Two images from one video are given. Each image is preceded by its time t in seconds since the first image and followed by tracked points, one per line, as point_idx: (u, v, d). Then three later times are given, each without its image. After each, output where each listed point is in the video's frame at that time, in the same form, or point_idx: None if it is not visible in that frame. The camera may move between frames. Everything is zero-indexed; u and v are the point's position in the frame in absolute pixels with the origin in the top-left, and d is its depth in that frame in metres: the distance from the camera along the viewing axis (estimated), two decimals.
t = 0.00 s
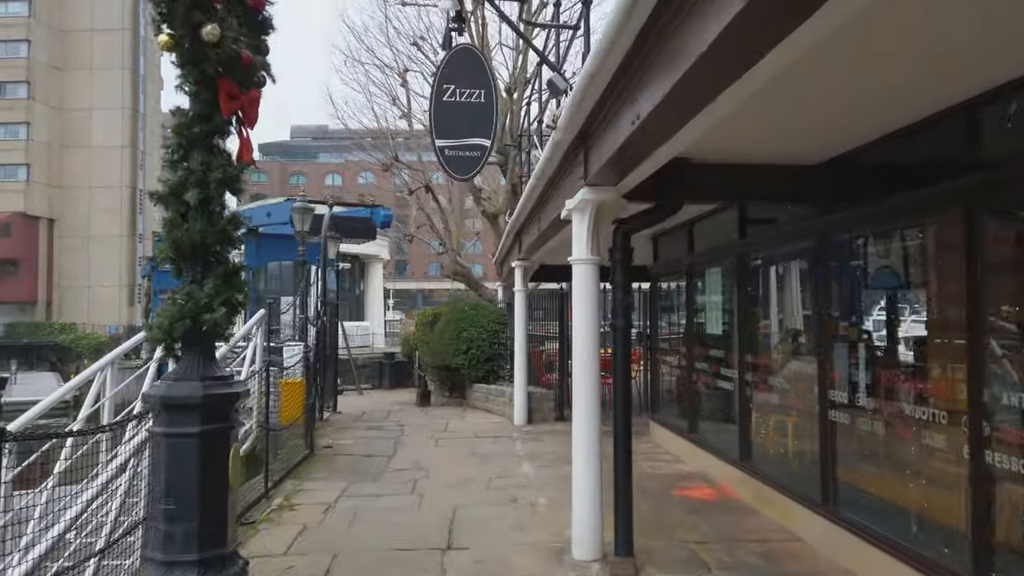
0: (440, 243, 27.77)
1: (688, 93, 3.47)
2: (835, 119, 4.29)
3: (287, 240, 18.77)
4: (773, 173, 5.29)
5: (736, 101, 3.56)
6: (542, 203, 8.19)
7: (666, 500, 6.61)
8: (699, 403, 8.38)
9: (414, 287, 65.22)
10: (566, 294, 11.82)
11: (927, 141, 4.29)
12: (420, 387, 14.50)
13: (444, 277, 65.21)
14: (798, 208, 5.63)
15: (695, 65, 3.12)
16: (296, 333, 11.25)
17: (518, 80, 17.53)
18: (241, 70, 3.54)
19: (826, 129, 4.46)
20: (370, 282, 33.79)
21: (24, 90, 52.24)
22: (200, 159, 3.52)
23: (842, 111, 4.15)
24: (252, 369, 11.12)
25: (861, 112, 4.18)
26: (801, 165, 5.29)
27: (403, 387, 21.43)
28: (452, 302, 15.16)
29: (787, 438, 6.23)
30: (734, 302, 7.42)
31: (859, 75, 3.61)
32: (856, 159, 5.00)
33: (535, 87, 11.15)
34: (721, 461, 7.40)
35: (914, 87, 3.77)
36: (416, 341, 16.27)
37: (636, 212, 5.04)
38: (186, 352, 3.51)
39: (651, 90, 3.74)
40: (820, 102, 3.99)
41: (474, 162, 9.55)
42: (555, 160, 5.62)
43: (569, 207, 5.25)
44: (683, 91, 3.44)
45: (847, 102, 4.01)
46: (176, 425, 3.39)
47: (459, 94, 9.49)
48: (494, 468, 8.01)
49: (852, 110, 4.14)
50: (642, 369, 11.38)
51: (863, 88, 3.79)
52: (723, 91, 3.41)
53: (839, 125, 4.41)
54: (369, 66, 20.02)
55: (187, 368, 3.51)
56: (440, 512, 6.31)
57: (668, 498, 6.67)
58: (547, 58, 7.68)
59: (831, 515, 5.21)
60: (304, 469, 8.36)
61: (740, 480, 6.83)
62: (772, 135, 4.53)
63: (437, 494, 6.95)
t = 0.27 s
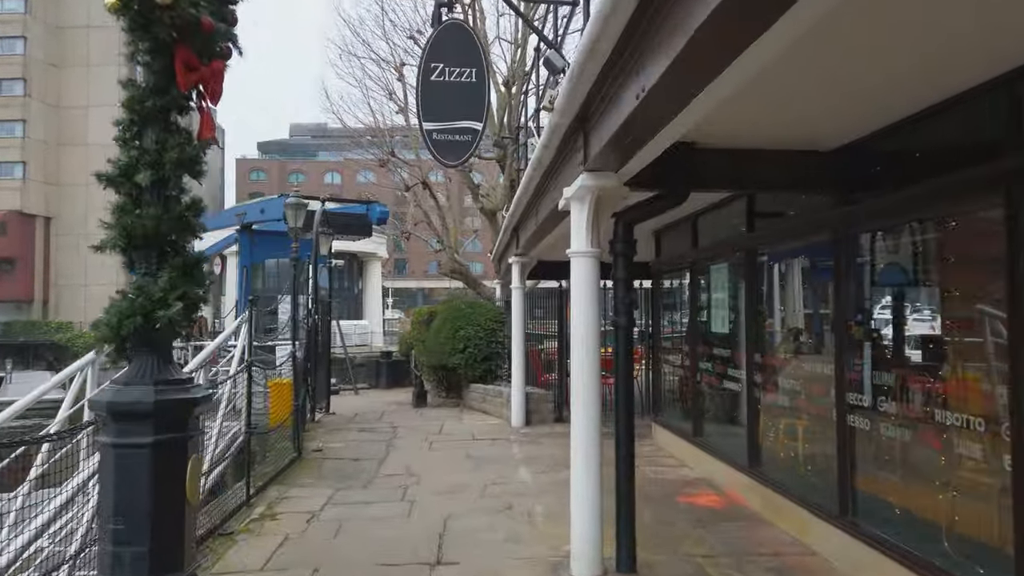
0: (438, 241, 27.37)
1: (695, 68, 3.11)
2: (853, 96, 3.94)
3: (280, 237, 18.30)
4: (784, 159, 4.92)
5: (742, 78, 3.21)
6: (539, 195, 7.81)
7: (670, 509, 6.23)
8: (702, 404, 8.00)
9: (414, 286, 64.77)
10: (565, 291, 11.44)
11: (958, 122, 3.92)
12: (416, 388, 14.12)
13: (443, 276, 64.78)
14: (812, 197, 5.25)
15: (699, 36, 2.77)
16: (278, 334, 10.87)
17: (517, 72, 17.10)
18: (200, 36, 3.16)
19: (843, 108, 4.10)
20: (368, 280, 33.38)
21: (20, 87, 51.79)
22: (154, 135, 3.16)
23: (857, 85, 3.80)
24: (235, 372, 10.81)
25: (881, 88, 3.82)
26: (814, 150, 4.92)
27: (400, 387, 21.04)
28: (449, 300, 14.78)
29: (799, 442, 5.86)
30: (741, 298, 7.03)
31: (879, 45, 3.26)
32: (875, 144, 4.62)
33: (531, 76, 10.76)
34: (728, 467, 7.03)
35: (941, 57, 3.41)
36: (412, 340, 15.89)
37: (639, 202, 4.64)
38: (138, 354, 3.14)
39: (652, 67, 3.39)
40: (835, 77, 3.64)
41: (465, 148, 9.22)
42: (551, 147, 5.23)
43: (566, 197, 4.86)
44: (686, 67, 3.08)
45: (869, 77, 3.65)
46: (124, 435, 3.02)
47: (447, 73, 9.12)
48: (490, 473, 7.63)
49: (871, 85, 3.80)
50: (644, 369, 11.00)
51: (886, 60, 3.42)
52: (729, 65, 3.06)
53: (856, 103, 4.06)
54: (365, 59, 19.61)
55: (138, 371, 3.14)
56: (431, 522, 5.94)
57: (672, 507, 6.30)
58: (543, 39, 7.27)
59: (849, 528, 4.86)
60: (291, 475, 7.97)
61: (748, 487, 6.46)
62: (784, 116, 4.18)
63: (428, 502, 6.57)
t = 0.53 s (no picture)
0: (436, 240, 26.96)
1: (704, 43, 2.71)
2: (878, 80, 3.55)
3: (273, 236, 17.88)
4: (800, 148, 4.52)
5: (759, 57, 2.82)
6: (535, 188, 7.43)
7: (675, 524, 5.84)
8: (707, 410, 7.63)
9: (413, 286, 64.33)
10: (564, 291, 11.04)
11: (998, 106, 3.51)
12: (411, 391, 13.72)
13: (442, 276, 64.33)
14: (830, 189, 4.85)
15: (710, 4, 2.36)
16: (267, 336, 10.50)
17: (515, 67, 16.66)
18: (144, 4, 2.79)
19: (864, 93, 3.72)
20: (365, 280, 32.97)
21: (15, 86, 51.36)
22: (93, 116, 2.78)
23: (883, 69, 3.41)
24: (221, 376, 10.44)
25: (910, 70, 3.43)
26: (833, 139, 4.52)
27: (396, 388, 20.65)
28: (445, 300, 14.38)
29: (813, 453, 5.50)
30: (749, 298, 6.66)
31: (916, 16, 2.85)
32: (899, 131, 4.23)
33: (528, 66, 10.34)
34: (736, 477, 6.65)
35: (981, 36, 3.02)
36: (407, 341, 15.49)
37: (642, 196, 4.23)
38: (75, 365, 2.76)
39: (656, 43, 2.99)
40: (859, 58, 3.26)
41: (455, 134, 8.94)
42: (546, 134, 4.81)
43: (563, 188, 4.41)
44: (692, 41, 2.67)
45: (900, 56, 3.24)
46: (57, 456, 2.65)
47: (434, 54, 8.86)
48: (483, 484, 7.23)
49: (898, 68, 3.41)
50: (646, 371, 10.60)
51: (919, 39, 3.03)
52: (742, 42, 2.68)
53: (882, 85, 3.66)
54: (360, 54, 19.19)
55: (75, 383, 2.76)
56: (418, 539, 5.54)
57: (677, 522, 5.91)
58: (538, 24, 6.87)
59: (873, 549, 4.51)
60: (275, 485, 7.58)
61: (759, 499, 6.08)
62: (801, 102, 3.80)
63: (416, 516, 6.17)
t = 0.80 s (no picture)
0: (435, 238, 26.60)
1: None
2: (910, 43, 3.23)
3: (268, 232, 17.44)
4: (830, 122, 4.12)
5: (783, 7, 2.49)
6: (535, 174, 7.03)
7: (683, 533, 5.47)
8: (715, 410, 7.27)
9: (412, 286, 63.98)
10: (565, 288, 10.66)
11: None
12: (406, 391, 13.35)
13: (442, 276, 63.95)
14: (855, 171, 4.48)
15: None
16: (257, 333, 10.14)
17: (515, 59, 16.27)
18: None
19: (904, 52, 3.33)
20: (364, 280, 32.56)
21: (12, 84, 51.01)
22: (27, 75, 2.43)
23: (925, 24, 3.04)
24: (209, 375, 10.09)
25: (953, 27, 3.07)
26: (863, 114, 4.13)
27: (394, 388, 20.28)
28: (442, 298, 14.00)
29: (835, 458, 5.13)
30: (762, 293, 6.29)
31: None
32: (934, 105, 3.87)
33: (527, 53, 9.93)
34: (745, 482, 6.29)
35: None
36: (403, 340, 15.12)
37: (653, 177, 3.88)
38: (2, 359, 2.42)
39: None
40: (899, 12, 2.90)
41: (447, 110, 8.72)
42: (549, 110, 4.44)
43: (565, 167, 4.07)
44: None
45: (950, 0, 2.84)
46: None
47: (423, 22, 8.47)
48: (481, 488, 6.86)
49: (943, 23, 3.04)
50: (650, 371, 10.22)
51: None
52: None
53: (922, 45, 3.27)
54: (356, 48, 18.82)
55: None
56: (409, 550, 5.17)
57: (685, 531, 5.53)
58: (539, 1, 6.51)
59: (905, 565, 4.12)
60: (261, 489, 7.21)
61: (773, 507, 5.71)
62: (831, 64, 3.42)
63: (408, 524, 5.80)
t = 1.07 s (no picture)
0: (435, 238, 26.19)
1: None
2: (955, 15, 2.86)
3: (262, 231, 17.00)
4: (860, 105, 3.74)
5: None
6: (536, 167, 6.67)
7: (694, 551, 5.12)
8: (724, 415, 6.89)
9: (412, 286, 63.56)
10: (567, 288, 10.26)
11: None
12: (404, 394, 12.96)
13: (443, 276, 63.51)
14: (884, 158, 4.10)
15: None
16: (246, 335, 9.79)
17: (515, 54, 15.85)
18: None
19: (948, 24, 2.94)
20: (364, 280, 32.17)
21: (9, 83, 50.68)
22: None
23: None
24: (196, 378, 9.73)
25: None
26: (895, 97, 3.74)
27: (393, 391, 19.91)
28: (441, 298, 13.59)
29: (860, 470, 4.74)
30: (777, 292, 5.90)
31: None
32: (980, 83, 3.48)
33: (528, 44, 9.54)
34: (760, 494, 5.91)
35: None
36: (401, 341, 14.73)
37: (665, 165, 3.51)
38: None
39: None
40: None
41: (437, 88, 7.73)
42: (551, 92, 4.06)
43: (569, 155, 3.69)
44: None
45: None
46: None
47: None
48: (477, 500, 6.49)
49: None
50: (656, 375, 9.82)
51: None
52: None
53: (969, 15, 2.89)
54: (353, 43, 18.42)
55: None
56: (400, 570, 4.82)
57: (696, 548, 5.18)
58: None
59: None
60: (246, 500, 6.85)
61: (791, 522, 5.34)
62: (865, 38, 3.04)
63: (398, 541, 5.43)
